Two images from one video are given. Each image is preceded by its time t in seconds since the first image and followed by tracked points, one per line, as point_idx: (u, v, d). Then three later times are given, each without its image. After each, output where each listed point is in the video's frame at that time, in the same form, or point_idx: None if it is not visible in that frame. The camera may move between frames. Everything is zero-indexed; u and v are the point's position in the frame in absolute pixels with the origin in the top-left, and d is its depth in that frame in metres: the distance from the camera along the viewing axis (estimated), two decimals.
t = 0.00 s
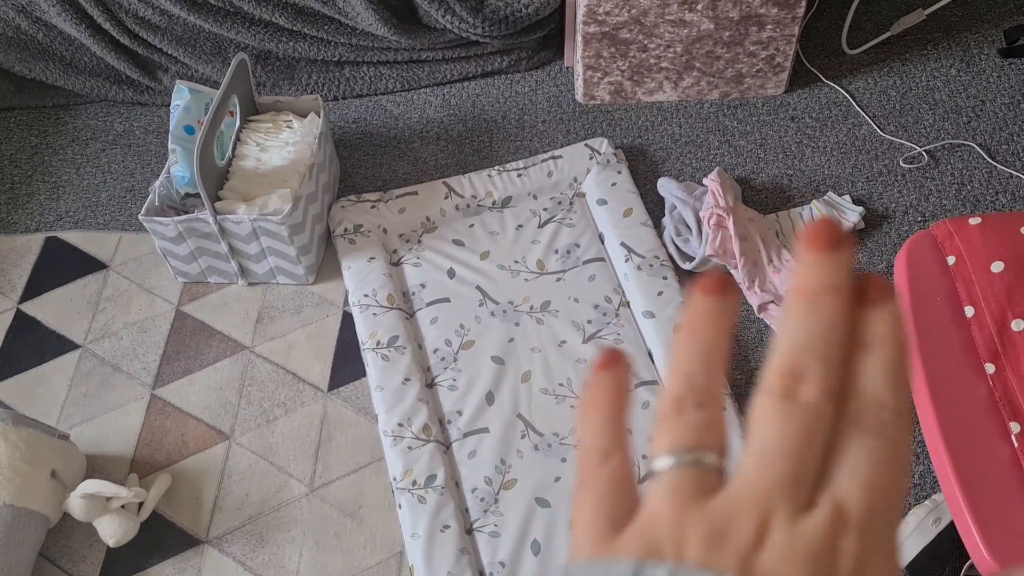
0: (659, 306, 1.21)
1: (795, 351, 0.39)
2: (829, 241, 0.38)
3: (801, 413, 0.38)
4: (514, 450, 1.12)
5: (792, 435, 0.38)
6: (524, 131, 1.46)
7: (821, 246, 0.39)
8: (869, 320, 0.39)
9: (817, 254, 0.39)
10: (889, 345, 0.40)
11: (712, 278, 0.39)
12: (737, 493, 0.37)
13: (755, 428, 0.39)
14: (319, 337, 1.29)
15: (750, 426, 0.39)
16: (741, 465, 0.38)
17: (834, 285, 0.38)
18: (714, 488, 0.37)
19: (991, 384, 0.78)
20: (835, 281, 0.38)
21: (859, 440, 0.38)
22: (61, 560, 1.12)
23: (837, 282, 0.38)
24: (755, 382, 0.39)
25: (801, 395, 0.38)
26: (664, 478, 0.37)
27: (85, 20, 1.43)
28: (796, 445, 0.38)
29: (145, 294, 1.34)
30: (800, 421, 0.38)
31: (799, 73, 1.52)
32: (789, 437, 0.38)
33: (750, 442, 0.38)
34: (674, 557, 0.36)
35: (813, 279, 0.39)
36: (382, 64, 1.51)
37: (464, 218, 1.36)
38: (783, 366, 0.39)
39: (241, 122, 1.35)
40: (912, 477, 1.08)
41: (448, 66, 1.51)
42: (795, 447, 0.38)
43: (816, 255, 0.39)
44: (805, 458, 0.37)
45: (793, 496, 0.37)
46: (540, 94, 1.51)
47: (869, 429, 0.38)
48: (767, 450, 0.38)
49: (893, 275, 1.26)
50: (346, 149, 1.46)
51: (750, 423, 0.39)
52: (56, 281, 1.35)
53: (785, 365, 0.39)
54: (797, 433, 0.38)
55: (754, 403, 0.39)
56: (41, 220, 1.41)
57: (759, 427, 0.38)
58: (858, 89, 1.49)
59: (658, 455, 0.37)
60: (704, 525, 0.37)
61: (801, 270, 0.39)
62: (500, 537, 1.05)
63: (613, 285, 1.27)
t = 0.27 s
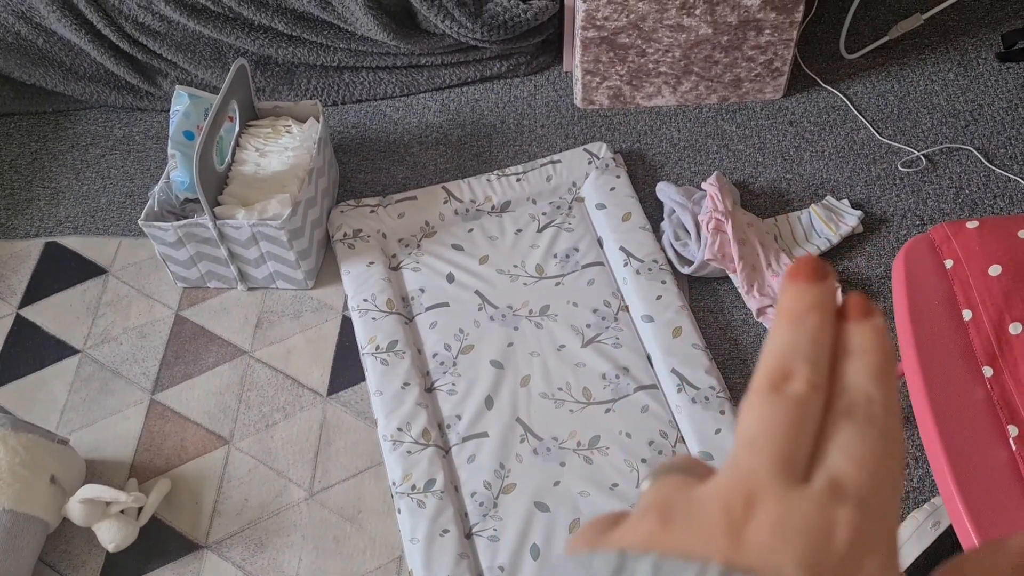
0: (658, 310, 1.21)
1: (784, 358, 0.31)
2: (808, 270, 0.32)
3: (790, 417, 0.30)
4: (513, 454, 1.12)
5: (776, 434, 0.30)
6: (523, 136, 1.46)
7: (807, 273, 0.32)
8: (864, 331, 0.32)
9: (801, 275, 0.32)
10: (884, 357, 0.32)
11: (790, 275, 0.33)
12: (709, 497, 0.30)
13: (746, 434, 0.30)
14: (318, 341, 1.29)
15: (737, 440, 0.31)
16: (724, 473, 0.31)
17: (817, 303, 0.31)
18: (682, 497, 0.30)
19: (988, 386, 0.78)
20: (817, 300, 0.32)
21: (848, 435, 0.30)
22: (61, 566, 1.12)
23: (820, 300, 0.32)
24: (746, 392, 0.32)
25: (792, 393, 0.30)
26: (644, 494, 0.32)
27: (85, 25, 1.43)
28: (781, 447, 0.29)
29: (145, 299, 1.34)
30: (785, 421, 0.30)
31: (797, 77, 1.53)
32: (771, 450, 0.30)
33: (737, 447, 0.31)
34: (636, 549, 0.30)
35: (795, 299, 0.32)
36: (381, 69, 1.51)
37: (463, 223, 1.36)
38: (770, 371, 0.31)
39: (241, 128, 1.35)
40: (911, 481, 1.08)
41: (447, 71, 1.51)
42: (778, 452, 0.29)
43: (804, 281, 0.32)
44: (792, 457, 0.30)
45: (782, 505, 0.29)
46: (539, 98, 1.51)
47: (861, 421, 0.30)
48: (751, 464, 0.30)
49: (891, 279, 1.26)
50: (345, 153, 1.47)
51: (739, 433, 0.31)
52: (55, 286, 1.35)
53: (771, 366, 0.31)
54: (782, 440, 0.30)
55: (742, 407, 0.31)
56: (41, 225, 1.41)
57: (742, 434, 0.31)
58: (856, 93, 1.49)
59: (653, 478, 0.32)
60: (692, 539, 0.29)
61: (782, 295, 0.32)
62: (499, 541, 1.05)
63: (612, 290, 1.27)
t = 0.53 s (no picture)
0: (657, 313, 1.21)
1: (788, 382, 0.28)
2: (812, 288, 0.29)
3: (797, 443, 0.28)
4: (512, 457, 1.12)
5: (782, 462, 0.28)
6: (522, 139, 1.47)
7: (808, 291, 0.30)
8: (873, 353, 0.29)
9: (802, 295, 0.29)
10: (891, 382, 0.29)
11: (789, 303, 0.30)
12: (718, 526, 0.28)
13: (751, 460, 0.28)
14: (317, 345, 1.29)
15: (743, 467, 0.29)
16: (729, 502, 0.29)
17: (823, 324, 0.29)
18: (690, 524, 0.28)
19: (987, 388, 0.78)
20: (824, 320, 0.29)
21: (855, 461, 0.28)
22: (60, 569, 1.12)
23: (826, 320, 0.29)
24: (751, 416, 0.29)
25: (798, 419, 0.28)
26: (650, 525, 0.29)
27: (84, 29, 1.44)
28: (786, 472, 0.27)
29: (144, 302, 1.34)
30: (791, 446, 0.27)
31: (796, 80, 1.53)
32: (774, 477, 0.28)
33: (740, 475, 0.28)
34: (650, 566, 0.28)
35: (799, 319, 0.29)
36: (380, 72, 1.52)
37: (463, 226, 1.36)
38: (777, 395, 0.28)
39: (240, 131, 1.35)
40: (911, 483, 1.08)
41: (446, 74, 1.52)
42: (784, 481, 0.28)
43: (802, 298, 0.29)
44: (797, 484, 0.28)
45: (790, 535, 0.27)
46: (538, 101, 1.52)
47: (869, 448, 0.28)
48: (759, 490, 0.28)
49: (890, 282, 1.26)
50: (344, 157, 1.47)
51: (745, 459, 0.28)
52: (55, 289, 1.36)
53: (775, 391, 0.28)
54: (789, 465, 0.27)
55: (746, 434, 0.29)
56: (40, 228, 1.42)
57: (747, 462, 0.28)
58: (855, 96, 1.49)
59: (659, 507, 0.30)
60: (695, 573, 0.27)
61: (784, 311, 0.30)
62: (499, 544, 1.05)
63: (611, 292, 1.27)
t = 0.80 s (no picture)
0: (656, 312, 1.21)
1: (771, 421, 0.36)
2: (790, 344, 0.37)
3: (775, 471, 0.35)
4: (512, 457, 1.12)
5: (764, 487, 0.35)
6: (521, 139, 1.46)
7: (785, 345, 0.38)
8: (842, 399, 0.37)
9: (780, 342, 0.38)
10: (857, 424, 0.37)
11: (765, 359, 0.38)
12: (707, 539, 0.35)
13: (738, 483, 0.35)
14: (317, 345, 1.29)
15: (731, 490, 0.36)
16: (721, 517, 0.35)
17: (797, 368, 0.37)
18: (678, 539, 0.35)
19: (987, 386, 0.78)
20: (798, 369, 0.37)
21: (830, 491, 0.35)
22: (59, 570, 1.12)
23: (801, 371, 0.37)
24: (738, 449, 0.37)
25: (777, 451, 0.35)
26: (637, 543, 0.36)
27: (83, 30, 1.43)
28: (768, 495, 0.35)
29: (143, 302, 1.34)
30: (772, 476, 0.35)
31: (795, 79, 1.53)
32: (761, 497, 0.35)
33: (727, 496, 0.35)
34: None
35: (775, 366, 0.37)
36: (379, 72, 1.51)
37: (462, 226, 1.36)
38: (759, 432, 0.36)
39: (238, 132, 1.34)
40: (911, 483, 1.08)
41: (445, 74, 1.51)
42: (766, 504, 0.34)
43: (780, 348, 0.37)
44: (778, 506, 0.34)
45: (773, 549, 0.34)
46: (537, 101, 1.51)
47: (839, 478, 0.36)
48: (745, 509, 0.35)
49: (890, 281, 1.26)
50: (343, 157, 1.47)
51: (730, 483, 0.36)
52: (53, 289, 1.35)
53: (757, 426, 0.36)
54: (770, 489, 0.35)
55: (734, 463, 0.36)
56: (38, 229, 1.41)
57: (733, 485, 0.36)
58: (854, 95, 1.49)
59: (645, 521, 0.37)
60: None
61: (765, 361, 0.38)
62: (499, 544, 1.05)
63: (611, 292, 1.27)
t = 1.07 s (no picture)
0: (656, 314, 1.21)
1: (750, 436, 0.29)
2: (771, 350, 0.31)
3: (758, 494, 0.28)
4: (511, 459, 1.12)
5: (745, 510, 0.28)
6: (520, 141, 1.46)
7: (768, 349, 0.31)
8: (827, 411, 0.31)
9: (764, 355, 0.31)
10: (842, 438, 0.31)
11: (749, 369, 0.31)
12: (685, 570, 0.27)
13: (723, 507, 0.28)
14: (316, 347, 1.29)
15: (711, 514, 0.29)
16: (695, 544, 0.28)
17: (783, 384, 0.30)
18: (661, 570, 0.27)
19: (988, 390, 0.78)
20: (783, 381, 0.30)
21: (816, 513, 0.29)
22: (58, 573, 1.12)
23: (782, 380, 0.30)
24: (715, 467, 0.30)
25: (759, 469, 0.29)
26: None
27: (81, 32, 1.43)
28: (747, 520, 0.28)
29: (141, 305, 1.34)
30: (755, 497, 0.28)
31: (795, 80, 1.53)
32: (743, 523, 0.28)
33: (708, 519, 0.28)
34: None
35: (759, 379, 0.30)
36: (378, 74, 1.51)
37: (460, 227, 1.35)
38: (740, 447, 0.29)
39: (237, 133, 1.35)
40: (912, 485, 1.07)
41: (444, 76, 1.51)
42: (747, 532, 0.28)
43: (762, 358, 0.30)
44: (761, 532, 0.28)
45: None
46: (536, 102, 1.51)
47: (824, 499, 0.30)
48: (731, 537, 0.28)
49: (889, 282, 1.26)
50: (342, 158, 1.46)
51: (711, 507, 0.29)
52: (53, 292, 1.35)
53: (737, 443, 0.30)
54: (753, 515, 0.28)
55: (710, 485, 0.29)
56: (37, 231, 1.41)
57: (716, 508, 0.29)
58: (854, 96, 1.49)
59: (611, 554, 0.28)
60: None
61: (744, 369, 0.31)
62: (498, 547, 1.05)
63: (610, 293, 1.27)
